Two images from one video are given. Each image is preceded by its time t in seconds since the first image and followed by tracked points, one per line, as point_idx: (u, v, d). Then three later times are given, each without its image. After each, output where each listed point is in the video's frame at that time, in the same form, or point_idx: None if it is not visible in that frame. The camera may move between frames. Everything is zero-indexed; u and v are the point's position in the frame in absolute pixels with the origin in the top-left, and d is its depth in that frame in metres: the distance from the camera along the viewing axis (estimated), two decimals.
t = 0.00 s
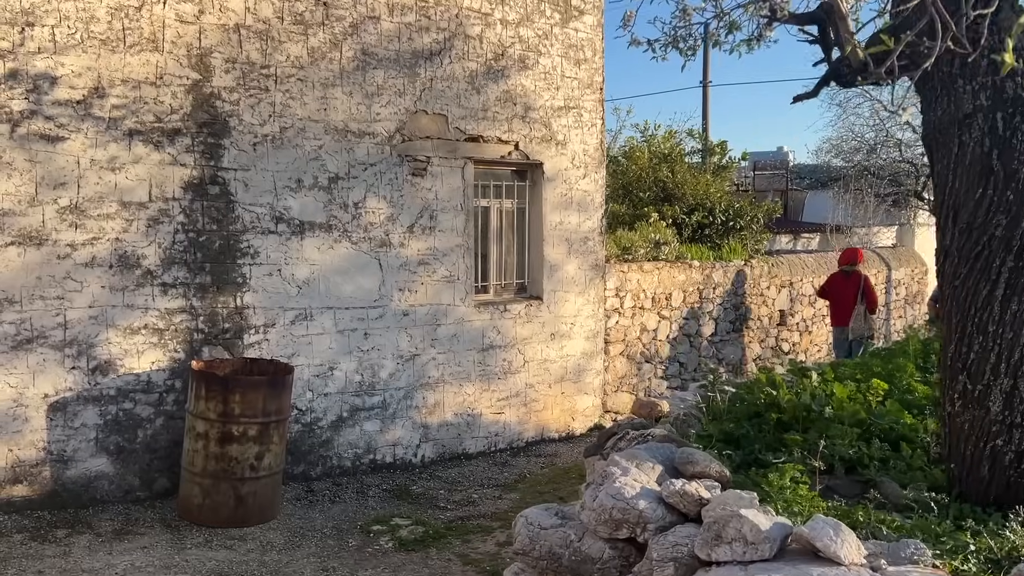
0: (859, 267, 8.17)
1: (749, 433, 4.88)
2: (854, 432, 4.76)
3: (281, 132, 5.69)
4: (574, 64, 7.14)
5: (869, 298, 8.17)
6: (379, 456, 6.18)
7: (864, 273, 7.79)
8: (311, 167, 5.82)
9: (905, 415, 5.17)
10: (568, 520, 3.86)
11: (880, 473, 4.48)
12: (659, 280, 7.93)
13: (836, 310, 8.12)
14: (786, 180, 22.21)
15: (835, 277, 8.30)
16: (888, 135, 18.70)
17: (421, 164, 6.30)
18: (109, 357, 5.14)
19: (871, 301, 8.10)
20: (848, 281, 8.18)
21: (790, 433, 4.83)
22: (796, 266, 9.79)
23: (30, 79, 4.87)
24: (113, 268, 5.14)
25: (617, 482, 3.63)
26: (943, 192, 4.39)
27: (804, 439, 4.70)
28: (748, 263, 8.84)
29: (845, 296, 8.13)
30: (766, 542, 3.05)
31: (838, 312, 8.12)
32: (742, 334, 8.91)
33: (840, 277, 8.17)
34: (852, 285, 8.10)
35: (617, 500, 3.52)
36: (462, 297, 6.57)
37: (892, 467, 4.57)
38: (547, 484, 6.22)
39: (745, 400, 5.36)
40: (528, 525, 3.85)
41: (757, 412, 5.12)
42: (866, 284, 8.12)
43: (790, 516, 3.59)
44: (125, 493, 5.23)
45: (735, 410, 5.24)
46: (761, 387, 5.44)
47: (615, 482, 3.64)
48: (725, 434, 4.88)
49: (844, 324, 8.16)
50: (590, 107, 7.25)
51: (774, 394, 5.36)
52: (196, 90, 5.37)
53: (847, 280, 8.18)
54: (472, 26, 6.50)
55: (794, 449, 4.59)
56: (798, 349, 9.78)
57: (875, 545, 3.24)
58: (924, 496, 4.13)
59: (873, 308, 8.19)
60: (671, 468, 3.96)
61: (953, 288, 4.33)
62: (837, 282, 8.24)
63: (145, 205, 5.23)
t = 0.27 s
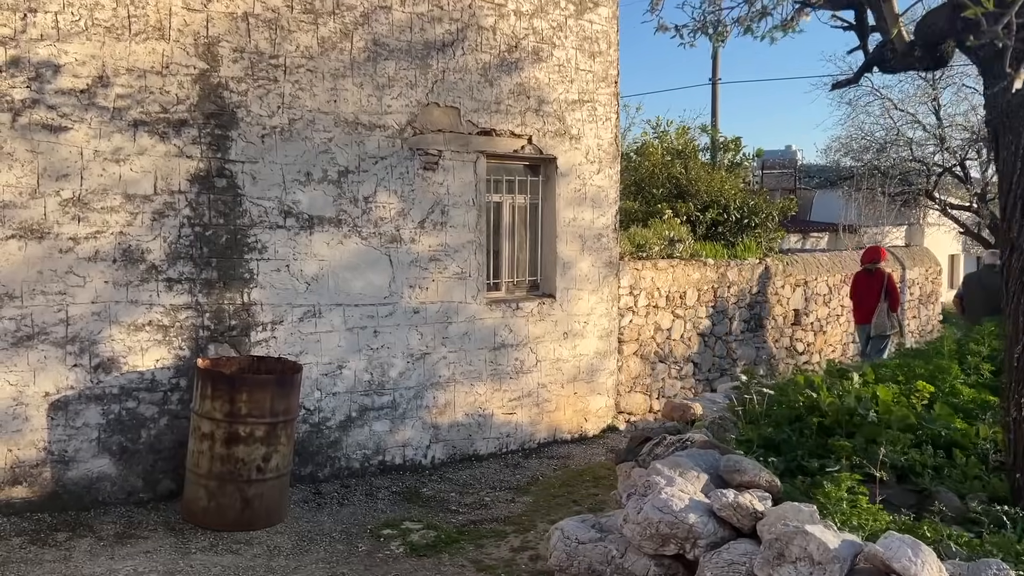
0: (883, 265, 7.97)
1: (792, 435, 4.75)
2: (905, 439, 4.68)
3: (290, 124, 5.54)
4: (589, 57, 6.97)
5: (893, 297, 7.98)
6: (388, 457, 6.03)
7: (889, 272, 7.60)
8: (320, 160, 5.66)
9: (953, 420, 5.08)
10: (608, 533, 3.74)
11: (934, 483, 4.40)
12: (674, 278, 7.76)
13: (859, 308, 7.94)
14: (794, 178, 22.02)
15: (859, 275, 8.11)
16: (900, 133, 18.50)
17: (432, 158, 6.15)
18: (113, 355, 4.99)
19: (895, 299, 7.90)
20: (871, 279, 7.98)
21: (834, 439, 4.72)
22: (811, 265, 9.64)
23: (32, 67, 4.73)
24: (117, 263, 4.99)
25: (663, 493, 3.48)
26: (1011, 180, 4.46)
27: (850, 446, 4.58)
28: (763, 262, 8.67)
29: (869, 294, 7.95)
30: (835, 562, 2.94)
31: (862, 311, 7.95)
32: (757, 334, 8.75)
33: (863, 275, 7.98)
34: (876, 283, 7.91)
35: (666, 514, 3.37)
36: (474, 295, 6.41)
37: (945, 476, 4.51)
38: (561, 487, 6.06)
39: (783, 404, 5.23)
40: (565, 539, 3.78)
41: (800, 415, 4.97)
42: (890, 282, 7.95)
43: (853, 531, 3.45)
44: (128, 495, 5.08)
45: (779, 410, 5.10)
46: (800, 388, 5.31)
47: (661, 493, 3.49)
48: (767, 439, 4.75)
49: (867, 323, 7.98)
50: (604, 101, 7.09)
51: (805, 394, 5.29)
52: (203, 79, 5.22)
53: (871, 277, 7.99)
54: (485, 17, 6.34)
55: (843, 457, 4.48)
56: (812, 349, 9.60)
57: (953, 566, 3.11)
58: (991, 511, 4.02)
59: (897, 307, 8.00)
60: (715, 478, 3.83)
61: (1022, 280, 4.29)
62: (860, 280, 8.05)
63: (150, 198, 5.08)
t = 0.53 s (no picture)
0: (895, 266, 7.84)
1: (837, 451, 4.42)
2: (961, 454, 4.21)
3: (292, 119, 5.37)
4: (598, 52, 6.81)
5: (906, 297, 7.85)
6: (391, 463, 5.86)
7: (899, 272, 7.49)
8: (323, 157, 5.49)
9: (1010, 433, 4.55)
10: (646, 562, 3.46)
11: (993, 504, 3.98)
12: (682, 280, 7.60)
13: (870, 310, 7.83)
14: (797, 178, 21.88)
15: (871, 276, 7.99)
16: (904, 133, 18.36)
17: (438, 155, 5.98)
18: (108, 358, 4.82)
19: (908, 301, 7.77)
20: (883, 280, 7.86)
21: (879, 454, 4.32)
22: (819, 266, 9.48)
23: (25, 58, 4.55)
24: (112, 262, 4.82)
25: (713, 521, 3.24)
26: None
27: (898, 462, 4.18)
28: (772, 263, 8.52)
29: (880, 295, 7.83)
30: None
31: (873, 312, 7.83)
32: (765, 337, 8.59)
33: (875, 276, 7.86)
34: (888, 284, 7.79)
35: (718, 544, 3.13)
36: (480, 296, 6.24)
37: (1005, 495, 4.04)
38: (569, 494, 5.89)
39: (820, 416, 4.83)
40: (602, 567, 3.45)
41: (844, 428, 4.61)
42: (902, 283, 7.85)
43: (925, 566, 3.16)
44: (123, 503, 4.90)
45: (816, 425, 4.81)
46: (837, 398, 4.91)
47: (711, 521, 3.25)
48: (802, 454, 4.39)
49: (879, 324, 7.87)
50: (613, 98, 6.92)
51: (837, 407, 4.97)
52: (203, 73, 5.04)
53: (883, 278, 7.87)
54: (492, 11, 6.17)
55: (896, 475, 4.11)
56: (819, 351, 9.45)
57: None
58: None
59: (910, 308, 7.86)
60: (758, 504, 3.61)
61: None
62: (872, 281, 7.94)
63: (147, 194, 4.91)
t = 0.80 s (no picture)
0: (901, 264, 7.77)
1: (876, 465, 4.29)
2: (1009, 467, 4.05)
3: (292, 114, 5.22)
4: (603, 48, 6.67)
5: (913, 296, 7.77)
6: (392, 468, 5.73)
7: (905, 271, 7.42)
8: (324, 153, 5.35)
9: None
10: None
11: None
12: (686, 280, 7.48)
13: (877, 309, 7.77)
14: (793, 178, 21.81)
15: (878, 274, 7.92)
16: (902, 133, 18.30)
17: (440, 153, 5.84)
18: (102, 360, 4.67)
19: (915, 299, 7.70)
20: (890, 278, 7.79)
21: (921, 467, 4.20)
22: (822, 267, 9.38)
23: (16, 50, 4.39)
24: (107, 261, 4.66)
25: (767, 547, 2.97)
26: None
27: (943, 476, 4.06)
28: (776, 264, 8.41)
29: (887, 293, 7.77)
30: None
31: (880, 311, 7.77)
32: (768, 338, 8.48)
33: (882, 275, 7.79)
34: (894, 282, 7.71)
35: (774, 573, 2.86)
36: (483, 297, 6.11)
37: None
38: (574, 500, 5.76)
39: (856, 429, 4.74)
40: None
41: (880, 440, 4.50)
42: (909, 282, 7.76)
43: None
44: (118, 510, 4.75)
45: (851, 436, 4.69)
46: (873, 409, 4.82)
47: (764, 547, 2.98)
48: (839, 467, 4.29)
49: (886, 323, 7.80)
50: (618, 95, 6.80)
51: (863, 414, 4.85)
52: (200, 66, 4.89)
53: (889, 277, 7.80)
54: (496, 5, 6.03)
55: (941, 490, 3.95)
56: (822, 353, 9.34)
57: None
58: None
59: (917, 306, 7.79)
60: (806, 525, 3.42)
61: None
62: (879, 280, 7.87)
63: (143, 191, 4.75)
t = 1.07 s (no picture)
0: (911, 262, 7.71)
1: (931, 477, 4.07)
2: None
3: (290, 103, 5.03)
4: (608, 39, 6.51)
5: (923, 294, 7.71)
6: (393, 469, 5.55)
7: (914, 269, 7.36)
8: (323, 144, 5.16)
9: None
10: None
11: None
12: (690, 277, 7.34)
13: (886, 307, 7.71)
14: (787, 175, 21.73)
15: (887, 273, 7.86)
16: (897, 131, 18.24)
17: (442, 145, 5.67)
18: (92, 358, 4.47)
19: (924, 297, 7.63)
20: (899, 276, 7.73)
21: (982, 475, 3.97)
22: (824, 264, 9.26)
23: (2, 33, 4.18)
24: (97, 255, 4.46)
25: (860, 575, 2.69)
26: None
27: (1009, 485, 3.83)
28: (778, 260, 8.29)
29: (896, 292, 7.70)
30: None
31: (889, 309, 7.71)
32: (771, 336, 8.35)
33: (891, 273, 7.72)
34: (903, 280, 7.65)
35: None
36: (485, 293, 5.94)
37: None
38: (579, 502, 5.61)
39: (902, 435, 4.51)
40: None
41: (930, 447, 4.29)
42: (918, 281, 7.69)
43: None
44: (108, 515, 4.56)
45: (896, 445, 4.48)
46: (918, 413, 4.58)
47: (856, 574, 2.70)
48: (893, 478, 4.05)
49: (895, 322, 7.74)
50: (623, 87, 6.64)
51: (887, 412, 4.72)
52: (195, 52, 4.69)
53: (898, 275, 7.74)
54: None
55: (1007, 501, 3.72)
56: (824, 351, 9.22)
57: None
58: None
59: (927, 304, 7.71)
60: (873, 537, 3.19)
61: None
62: (888, 278, 7.81)
63: (135, 182, 4.56)
